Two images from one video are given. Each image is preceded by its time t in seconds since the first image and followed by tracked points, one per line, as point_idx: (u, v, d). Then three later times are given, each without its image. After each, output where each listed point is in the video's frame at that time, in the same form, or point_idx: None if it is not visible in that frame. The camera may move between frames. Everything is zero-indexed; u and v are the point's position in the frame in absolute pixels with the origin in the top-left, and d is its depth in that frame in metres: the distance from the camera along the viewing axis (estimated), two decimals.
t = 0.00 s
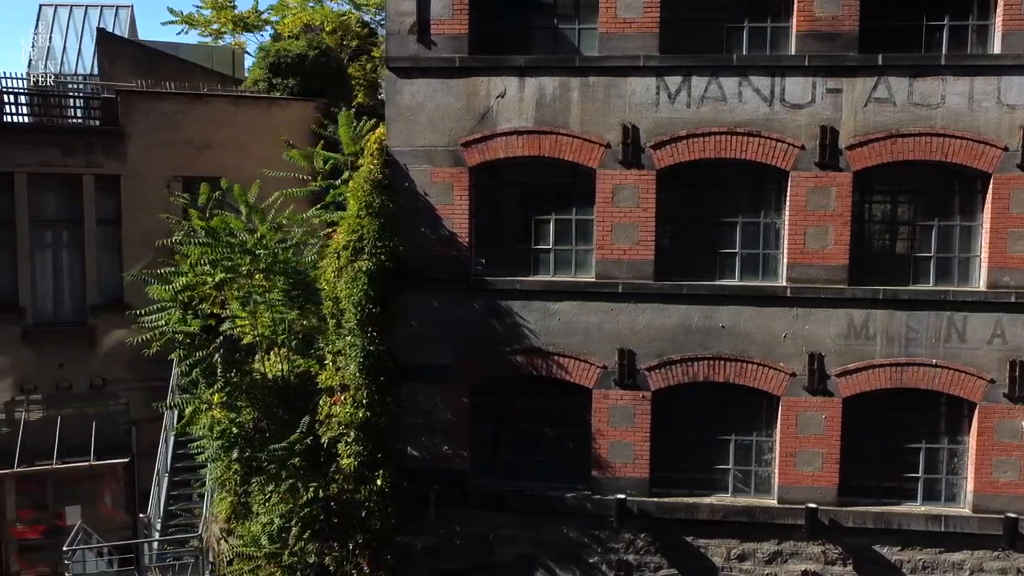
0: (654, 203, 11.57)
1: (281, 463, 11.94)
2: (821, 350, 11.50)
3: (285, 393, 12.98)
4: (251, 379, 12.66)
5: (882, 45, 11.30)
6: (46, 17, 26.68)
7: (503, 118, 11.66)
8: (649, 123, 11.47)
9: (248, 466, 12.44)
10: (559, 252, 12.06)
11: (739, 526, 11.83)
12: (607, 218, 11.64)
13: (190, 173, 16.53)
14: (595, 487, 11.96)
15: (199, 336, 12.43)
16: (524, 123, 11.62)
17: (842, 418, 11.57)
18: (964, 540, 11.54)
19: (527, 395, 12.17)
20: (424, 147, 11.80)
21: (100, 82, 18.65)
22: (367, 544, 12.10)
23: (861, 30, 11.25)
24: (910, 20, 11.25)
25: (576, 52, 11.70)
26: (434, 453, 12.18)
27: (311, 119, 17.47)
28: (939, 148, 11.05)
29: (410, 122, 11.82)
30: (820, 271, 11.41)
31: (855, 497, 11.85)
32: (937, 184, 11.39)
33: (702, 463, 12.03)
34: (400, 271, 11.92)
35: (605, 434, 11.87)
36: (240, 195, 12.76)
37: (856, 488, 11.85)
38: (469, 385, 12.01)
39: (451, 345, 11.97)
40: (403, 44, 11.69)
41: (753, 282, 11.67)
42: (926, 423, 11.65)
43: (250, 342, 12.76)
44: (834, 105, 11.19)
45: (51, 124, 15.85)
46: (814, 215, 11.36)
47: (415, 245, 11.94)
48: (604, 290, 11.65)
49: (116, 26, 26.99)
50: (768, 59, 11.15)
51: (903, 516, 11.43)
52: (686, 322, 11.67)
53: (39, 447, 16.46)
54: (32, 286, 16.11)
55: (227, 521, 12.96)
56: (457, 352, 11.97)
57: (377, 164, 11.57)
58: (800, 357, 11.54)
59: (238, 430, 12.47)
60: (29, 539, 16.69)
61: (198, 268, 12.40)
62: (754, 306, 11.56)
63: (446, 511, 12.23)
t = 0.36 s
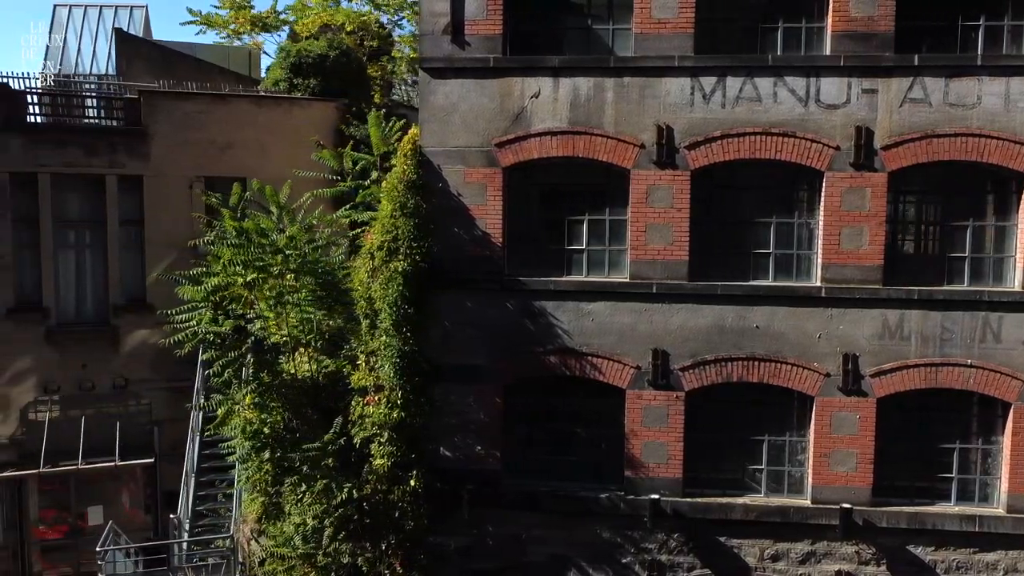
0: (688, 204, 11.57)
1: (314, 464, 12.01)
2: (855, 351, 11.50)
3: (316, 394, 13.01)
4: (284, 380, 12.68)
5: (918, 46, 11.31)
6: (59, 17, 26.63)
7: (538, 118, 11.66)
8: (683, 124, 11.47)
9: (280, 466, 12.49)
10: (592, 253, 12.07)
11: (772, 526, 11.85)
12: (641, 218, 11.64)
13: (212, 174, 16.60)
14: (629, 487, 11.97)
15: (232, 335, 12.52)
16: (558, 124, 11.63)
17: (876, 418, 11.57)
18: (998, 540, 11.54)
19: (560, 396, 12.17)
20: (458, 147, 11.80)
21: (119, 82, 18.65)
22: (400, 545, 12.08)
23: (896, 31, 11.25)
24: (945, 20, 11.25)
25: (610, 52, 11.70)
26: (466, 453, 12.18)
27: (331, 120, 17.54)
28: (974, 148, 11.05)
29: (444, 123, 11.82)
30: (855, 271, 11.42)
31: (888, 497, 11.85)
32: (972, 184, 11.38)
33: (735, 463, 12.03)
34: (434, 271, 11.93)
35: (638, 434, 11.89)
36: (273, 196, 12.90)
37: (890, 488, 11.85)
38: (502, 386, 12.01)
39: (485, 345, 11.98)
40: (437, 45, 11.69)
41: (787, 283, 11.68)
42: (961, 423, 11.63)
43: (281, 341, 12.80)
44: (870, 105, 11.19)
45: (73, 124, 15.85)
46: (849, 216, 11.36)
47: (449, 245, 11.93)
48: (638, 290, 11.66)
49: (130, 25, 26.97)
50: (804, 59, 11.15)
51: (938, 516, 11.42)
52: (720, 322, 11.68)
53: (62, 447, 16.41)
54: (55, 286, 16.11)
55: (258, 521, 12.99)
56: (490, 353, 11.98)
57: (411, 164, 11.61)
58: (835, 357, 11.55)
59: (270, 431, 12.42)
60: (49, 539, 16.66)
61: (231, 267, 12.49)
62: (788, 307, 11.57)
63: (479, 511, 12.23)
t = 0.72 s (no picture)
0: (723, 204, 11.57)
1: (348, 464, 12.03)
2: (890, 351, 11.50)
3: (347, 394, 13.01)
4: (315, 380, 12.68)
5: (953, 46, 11.31)
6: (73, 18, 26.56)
7: (572, 119, 11.67)
8: (718, 124, 11.47)
9: (312, 466, 12.50)
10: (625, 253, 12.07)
11: (806, 526, 11.85)
12: (675, 219, 11.65)
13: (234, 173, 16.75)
14: (662, 487, 11.98)
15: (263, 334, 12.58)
16: (593, 124, 11.63)
17: (910, 418, 11.56)
18: None
19: (592, 396, 12.18)
20: (492, 147, 11.81)
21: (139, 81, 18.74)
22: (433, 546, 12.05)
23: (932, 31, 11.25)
24: (981, 20, 11.26)
25: (644, 53, 11.70)
26: (499, 454, 12.18)
27: (352, 120, 17.71)
28: (1010, 148, 11.05)
29: (478, 123, 11.83)
30: (889, 271, 11.43)
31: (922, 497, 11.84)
32: (1008, 184, 11.36)
33: (769, 463, 12.03)
34: (467, 272, 11.94)
35: (672, 434, 11.90)
36: (304, 196, 12.88)
37: (923, 488, 11.84)
38: (536, 386, 12.02)
39: (518, 345, 11.99)
40: (472, 45, 11.70)
41: (821, 283, 11.69)
42: (995, 424, 11.62)
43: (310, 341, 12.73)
44: (905, 106, 11.20)
45: (97, 124, 15.89)
46: (884, 216, 11.36)
47: (483, 246, 11.94)
48: (672, 290, 11.67)
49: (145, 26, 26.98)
50: (839, 60, 11.16)
51: (973, 516, 11.42)
52: (754, 322, 11.68)
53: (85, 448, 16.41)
54: (78, 286, 16.14)
55: (289, 521, 13.00)
56: (524, 353, 11.98)
57: (445, 165, 11.61)
58: (869, 357, 11.55)
59: (302, 432, 12.39)
60: (71, 539, 16.41)
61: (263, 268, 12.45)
62: (823, 307, 11.58)
63: (512, 511, 12.22)
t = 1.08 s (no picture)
0: (758, 204, 11.58)
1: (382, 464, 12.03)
2: (925, 351, 11.51)
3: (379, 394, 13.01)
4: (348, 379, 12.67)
5: (989, 47, 11.32)
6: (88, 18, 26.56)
7: (607, 119, 11.67)
8: (754, 124, 11.48)
9: (345, 465, 12.51)
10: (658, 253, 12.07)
11: (841, 526, 11.86)
12: (710, 219, 11.65)
13: (254, 173, 16.81)
14: (697, 487, 11.98)
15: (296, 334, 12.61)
16: (628, 124, 11.63)
17: (945, 418, 11.57)
18: None
19: (625, 396, 12.19)
20: (527, 147, 11.82)
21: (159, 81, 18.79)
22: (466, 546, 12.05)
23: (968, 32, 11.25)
24: (1017, 20, 11.26)
25: (679, 53, 11.70)
26: (533, 454, 12.18)
27: (373, 119, 17.85)
28: None
29: (513, 123, 11.83)
30: (925, 272, 11.43)
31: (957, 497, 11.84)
32: None
33: (803, 463, 12.02)
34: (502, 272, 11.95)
35: (706, 434, 11.90)
36: (336, 196, 12.90)
37: (958, 488, 11.84)
38: (570, 386, 12.03)
39: (552, 345, 11.99)
40: (507, 45, 11.71)
41: (856, 283, 11.69)
42: None
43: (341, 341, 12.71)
44: (941, 106, 11.20)
45: (122, 124, 15.93)
46: (920, 216, 11.36)
47: (517, 246, 11.95)
48: (707, 290, 11.68)
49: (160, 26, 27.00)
50: (876, 60, 11.16)
51: (1008, 516, 11.42)
52: (789, 323, 11.69)
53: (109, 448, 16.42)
54: (102, 286, 16.17)
55: (322, 522, 13.01)
56: (558, 352, 11.99)
57: (480, 165, 11.63)
58: (905, 358, 11.55)
59: (335, 432, 12.40)
60: (93, 540, 16.36)
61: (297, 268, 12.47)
62: (858, 307, 11.58)
63: (545, 512, 12.22)
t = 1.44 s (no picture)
0: (794, 205, 11.58)
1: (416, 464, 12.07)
2: (961, 351, 11.51)
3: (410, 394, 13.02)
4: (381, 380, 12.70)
5: None
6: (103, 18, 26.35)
7: (643, 119, 11.67)
8: (790, 124, 11.47)
9: (378, 465, 12.54)
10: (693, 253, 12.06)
11: (876, 526, 11.86)
12: (746, 219, 11.65)
13: (276, 173, 16.95)
14: (732, 487, 11.97)
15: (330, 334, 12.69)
16: (664, 124, 11.63)
17: (981, 418, 11.56)
18: None
19: (659, 396, 12.18)
20: (562, 147, 11.81)
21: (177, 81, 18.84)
22: (500, 547, 12.04)
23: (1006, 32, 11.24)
24: None
25: (715, 53, 11.70)
26: (567, 454, 12.17)
27: (395, 119, 18.06)
28: None
29: (548, 123, 11.83)
30: (961, 272, 11.43)
31: (992, 498, 11.83)
32: None
33: (838, 464, 12.01)
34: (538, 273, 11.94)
35: (741, 435, 11.91)
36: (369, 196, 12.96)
37: (994, 488, 11.83)
38: (604, 386, 12.02)
39: (586, 345, 11.99)
40: (543, 45, 11.70)
41: (891, 283, 11.69)
42: None
43: (374, 341, 12.75)
44: (979, 106, 11.19)
45: (146, 124, 16.01)
46: (956, 216, 11.35)
47: (552, 246, 11.94)
48: (742, 291, 11.68)
49: (175, 25, 26.85)
50: (913, 60, 11.16)
51: None
52: (824, 323, 11.68)
53: (133, 448, 16.43)
54: (127, 287, 16.22)
55: (353, 522, 13.02)
56: (592, 352, 11.99)
57: (516, 165, 11.66)
58: (941, 358, 11.54)
59: (368, 432, 12.43)
60: (116, 540, 16.30)
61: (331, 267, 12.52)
62: (894, 307, 11.58)
63: (579, 512, 12.21)
